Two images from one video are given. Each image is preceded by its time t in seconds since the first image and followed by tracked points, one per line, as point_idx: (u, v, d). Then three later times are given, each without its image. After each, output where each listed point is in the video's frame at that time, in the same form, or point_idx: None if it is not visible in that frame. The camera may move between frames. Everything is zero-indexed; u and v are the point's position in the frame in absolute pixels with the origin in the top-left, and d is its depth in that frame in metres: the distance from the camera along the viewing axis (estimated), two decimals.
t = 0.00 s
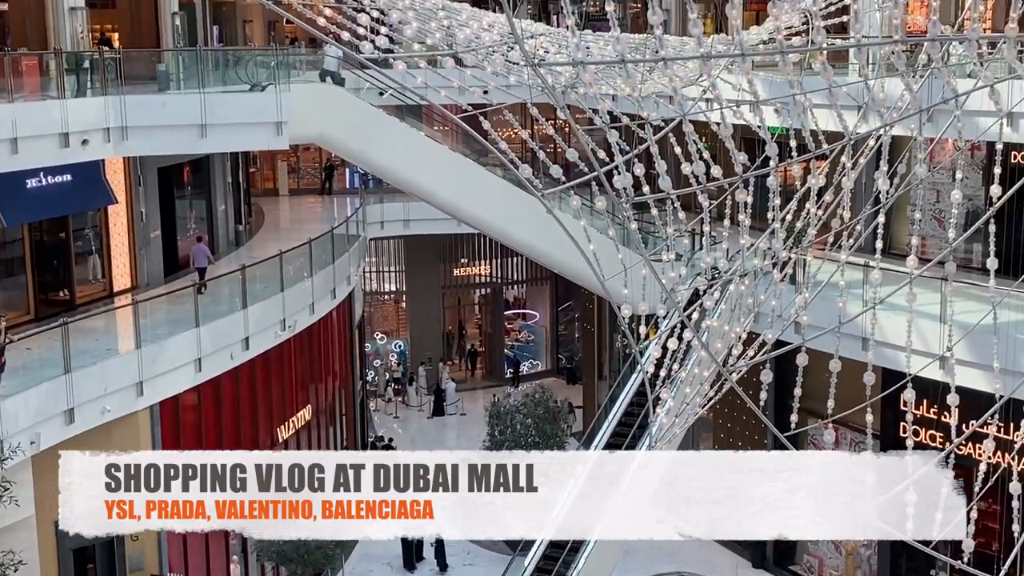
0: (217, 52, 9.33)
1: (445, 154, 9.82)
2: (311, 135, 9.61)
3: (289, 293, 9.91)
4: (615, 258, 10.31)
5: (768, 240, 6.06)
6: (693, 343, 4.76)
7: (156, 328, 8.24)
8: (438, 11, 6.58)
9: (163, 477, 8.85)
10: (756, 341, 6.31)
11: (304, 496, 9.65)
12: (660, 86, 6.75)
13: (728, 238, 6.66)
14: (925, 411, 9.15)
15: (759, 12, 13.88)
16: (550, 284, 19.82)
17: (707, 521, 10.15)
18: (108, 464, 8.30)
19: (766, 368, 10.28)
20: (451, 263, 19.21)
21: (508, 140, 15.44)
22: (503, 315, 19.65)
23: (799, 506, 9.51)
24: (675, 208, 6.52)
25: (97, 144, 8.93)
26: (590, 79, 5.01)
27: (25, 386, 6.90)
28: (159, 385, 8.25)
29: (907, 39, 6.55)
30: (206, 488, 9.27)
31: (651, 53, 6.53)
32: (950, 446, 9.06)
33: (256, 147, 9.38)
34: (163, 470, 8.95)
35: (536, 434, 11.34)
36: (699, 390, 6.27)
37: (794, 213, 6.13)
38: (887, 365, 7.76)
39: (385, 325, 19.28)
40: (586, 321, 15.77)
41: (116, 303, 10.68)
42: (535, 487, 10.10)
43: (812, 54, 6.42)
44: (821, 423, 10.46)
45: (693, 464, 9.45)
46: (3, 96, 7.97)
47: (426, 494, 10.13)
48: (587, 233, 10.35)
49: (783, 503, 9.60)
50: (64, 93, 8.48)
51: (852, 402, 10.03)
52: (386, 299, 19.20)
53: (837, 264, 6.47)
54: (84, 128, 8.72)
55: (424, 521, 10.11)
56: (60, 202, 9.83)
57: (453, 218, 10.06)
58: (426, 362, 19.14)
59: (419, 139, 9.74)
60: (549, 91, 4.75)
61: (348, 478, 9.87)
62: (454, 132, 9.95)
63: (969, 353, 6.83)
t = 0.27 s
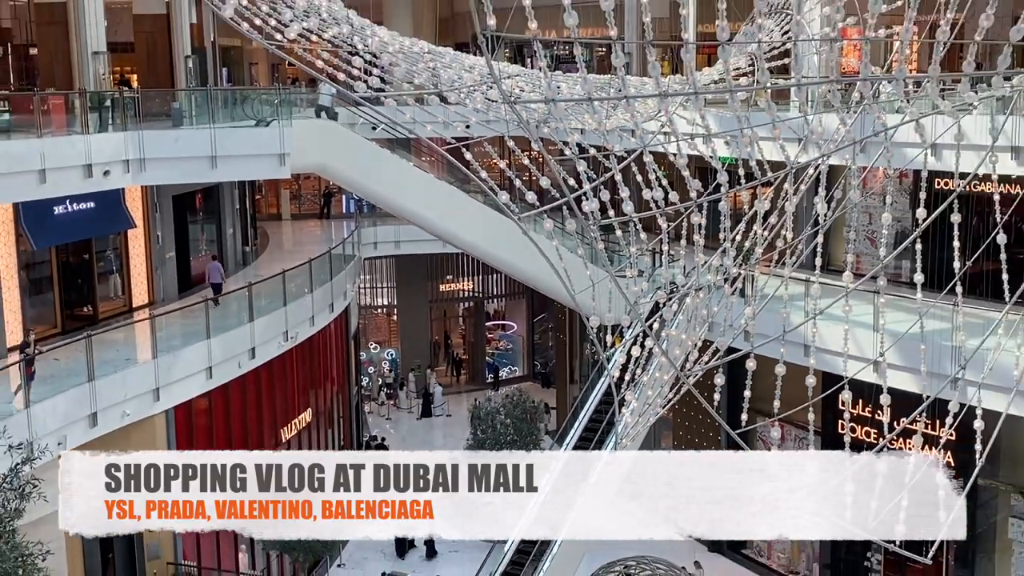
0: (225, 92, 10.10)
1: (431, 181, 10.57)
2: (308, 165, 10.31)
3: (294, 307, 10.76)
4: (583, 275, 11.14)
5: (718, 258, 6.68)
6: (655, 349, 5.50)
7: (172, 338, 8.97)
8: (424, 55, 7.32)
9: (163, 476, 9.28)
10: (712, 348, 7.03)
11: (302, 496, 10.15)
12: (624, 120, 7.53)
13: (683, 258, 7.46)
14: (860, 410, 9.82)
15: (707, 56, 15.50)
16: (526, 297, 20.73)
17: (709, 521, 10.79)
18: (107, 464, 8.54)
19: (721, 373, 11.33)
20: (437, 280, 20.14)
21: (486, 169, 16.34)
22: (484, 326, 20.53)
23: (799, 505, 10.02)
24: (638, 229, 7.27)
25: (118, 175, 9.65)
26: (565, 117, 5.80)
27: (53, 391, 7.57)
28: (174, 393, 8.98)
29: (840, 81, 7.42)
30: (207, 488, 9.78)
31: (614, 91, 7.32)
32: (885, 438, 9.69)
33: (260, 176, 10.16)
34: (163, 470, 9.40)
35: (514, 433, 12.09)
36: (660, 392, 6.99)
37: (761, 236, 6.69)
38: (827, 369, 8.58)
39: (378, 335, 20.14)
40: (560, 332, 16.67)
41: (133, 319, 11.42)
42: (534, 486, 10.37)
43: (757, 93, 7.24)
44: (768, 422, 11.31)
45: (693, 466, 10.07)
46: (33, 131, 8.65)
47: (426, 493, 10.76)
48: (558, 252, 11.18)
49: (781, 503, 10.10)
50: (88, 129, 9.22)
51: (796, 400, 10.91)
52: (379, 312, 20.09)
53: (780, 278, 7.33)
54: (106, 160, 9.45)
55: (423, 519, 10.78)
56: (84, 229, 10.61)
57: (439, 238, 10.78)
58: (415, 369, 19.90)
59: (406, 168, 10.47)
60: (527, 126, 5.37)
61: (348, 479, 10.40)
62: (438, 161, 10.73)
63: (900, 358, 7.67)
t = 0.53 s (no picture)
0: (224, 122, 10.78)
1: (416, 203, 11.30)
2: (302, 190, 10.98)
3: (290, 319, 11.48)
4: (555, 288, 11.74)
5: (679, 273, 7.15)
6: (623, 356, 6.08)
7: (176, 349, 9.58)
8: (407, 88, 7.90)
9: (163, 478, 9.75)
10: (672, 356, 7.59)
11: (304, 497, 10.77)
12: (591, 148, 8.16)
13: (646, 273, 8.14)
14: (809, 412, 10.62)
15: (668, 89, 17.12)
16: (503, 309, 21.47)
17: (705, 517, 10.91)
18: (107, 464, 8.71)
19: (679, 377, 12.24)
20: (420, 293, 20.71)
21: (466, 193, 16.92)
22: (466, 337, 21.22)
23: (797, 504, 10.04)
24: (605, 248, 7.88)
25: (125, 200, 10.18)
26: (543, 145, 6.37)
27: (64, 400, 8.12)
28: (177, 401, 9.56)
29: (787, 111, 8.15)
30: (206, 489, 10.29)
31: (582, 120, 7.95)
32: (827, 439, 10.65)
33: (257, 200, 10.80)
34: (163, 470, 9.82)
35: (492, 435, 12.71)
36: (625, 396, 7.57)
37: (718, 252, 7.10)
38: (778, 374, 9.28)
39: (368, 346, 20.80)
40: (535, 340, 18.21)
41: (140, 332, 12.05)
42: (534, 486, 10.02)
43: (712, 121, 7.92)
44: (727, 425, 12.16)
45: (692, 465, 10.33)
46: (47, 159, 9.16)
47: (425, 493, 11.04)
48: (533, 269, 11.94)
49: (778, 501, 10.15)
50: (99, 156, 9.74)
51: (749, 402, 11.64)
52: (369, 324, 20.73)
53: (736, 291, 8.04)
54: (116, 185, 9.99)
55: (423, 520, 10.98)
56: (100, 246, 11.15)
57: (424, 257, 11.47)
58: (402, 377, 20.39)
59: (392, 191, 11.22)
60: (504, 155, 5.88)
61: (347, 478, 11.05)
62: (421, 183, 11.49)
63: (846, 364, 8.45)
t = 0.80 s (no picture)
0: (221, 149, 11.92)
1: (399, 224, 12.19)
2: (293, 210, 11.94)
3: (282, 331, 12.40)
4: (529, 301, 12.48)
5: (643, 286, 7.64)
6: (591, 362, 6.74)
7: (175, 359, 10.32)
8: (390, 116, 8.49)
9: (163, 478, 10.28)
10: (637, 362, 8.20)
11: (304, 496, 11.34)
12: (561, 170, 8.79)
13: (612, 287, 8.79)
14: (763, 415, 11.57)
15: (633, 115, 18.60)
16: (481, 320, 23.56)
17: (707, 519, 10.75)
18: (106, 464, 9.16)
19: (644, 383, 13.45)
20: (405, 306, 22.69)
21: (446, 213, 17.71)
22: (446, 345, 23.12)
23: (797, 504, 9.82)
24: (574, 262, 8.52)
25: (127, 220, 11.20)
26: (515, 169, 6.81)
27: (72, 407, 8.74)
28: (176, 408, 10.28)
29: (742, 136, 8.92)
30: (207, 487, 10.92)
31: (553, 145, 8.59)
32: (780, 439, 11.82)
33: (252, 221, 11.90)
34: (163, 471, 10.34)
35: (472, 438, 13.49)
36: (594, 399, 8.17)
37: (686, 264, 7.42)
38: (735, 378, 10.11)
39: (354, 356, 22.63)
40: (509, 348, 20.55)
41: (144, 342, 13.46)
42: (534, 487, 10.02)
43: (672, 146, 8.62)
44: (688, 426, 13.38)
45: (691, 465, 10.41)
46: (54, 183, 10.06)
47: (425, 493, 11.35)
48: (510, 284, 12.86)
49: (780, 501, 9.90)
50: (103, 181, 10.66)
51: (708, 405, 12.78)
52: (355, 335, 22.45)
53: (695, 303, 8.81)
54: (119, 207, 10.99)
55: (423, 519, 11.24)
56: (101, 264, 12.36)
57: (406, 271, 12.32)
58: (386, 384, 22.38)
59: (377, 213, 12.10)
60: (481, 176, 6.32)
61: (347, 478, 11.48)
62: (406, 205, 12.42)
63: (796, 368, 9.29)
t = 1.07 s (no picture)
0: (205, 166, 12.35)
1: (377, 238, 12.77)
2: (276, 227, 12.46)
3: (264, 343, 12.98)
4: (503, 312, 12.85)
5: (613, 297, 7.99)
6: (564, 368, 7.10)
7: (161, 371, 10.73)
8: (369, 133, 8.73)
9: (164, 477, 10.32)
10: (607, 371, 8.58)
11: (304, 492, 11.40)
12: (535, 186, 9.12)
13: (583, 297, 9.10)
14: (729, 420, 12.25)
15: (603, 133, 19.54)
16: (459, 331, 24.12)
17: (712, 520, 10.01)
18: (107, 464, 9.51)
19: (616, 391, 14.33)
20: (384, 317, 23.35)
21: (424, 228, 18.13)
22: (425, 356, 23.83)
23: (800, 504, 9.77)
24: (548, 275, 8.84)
25: (113, 236, 11.61)
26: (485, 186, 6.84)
27: (57, 418, 9.09)
28: (162, 418, 10.70)
29: (708, 154, 9.30)
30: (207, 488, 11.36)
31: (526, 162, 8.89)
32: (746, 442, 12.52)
33: (235, 236, 12.42)
34: (163, 471, 10.36)
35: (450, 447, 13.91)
36: (568, 406, 8.52)
37: (654, 277, 7.56)
38: (701, 386, 10.65)
39: (335, 365, 23.28)
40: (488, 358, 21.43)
41: (129, 354, 14.06)
42: (535, 487, 9.51)
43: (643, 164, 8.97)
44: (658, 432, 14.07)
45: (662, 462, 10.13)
46: (42, 201, 10.49)
47: (425, 493, 10.61)
48: (484, 296, 13.43)
49: (781, 502, 9.61)
50: (89, 198, 11.13)
51: (677, 410, 13.56)
52: (336, 346, 23.13)
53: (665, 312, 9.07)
54: (106, 224, 11.44)
55: (423, 520, 10.45)
56: (88, 278, 12.93)
57: (385, 283, 12.89)
58: (366, 394, 23.02)
59: (357, 229, 12.69)
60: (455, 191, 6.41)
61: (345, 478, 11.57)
62: (384, 220, 13.00)
63: (760, 375, 9.89)
